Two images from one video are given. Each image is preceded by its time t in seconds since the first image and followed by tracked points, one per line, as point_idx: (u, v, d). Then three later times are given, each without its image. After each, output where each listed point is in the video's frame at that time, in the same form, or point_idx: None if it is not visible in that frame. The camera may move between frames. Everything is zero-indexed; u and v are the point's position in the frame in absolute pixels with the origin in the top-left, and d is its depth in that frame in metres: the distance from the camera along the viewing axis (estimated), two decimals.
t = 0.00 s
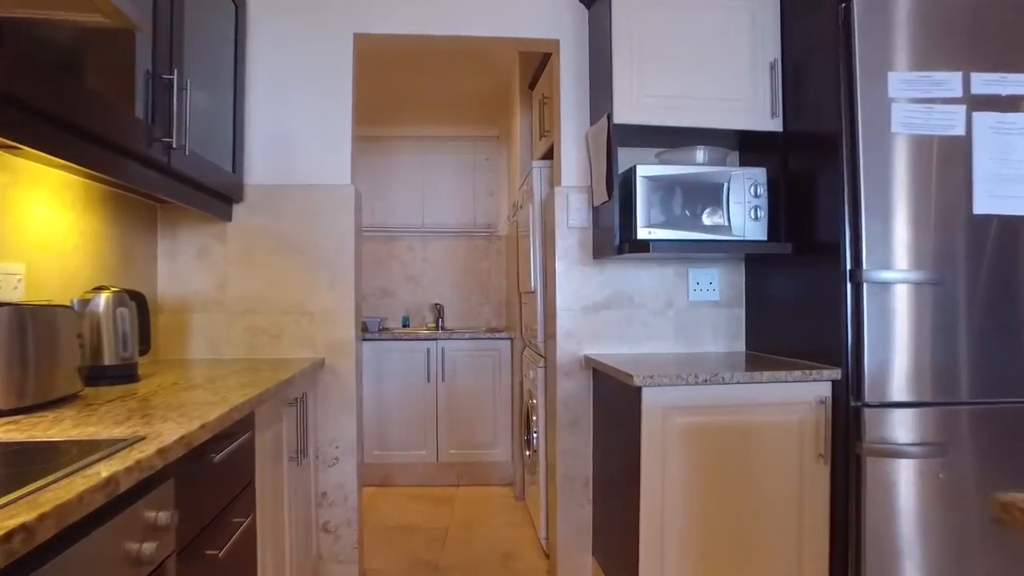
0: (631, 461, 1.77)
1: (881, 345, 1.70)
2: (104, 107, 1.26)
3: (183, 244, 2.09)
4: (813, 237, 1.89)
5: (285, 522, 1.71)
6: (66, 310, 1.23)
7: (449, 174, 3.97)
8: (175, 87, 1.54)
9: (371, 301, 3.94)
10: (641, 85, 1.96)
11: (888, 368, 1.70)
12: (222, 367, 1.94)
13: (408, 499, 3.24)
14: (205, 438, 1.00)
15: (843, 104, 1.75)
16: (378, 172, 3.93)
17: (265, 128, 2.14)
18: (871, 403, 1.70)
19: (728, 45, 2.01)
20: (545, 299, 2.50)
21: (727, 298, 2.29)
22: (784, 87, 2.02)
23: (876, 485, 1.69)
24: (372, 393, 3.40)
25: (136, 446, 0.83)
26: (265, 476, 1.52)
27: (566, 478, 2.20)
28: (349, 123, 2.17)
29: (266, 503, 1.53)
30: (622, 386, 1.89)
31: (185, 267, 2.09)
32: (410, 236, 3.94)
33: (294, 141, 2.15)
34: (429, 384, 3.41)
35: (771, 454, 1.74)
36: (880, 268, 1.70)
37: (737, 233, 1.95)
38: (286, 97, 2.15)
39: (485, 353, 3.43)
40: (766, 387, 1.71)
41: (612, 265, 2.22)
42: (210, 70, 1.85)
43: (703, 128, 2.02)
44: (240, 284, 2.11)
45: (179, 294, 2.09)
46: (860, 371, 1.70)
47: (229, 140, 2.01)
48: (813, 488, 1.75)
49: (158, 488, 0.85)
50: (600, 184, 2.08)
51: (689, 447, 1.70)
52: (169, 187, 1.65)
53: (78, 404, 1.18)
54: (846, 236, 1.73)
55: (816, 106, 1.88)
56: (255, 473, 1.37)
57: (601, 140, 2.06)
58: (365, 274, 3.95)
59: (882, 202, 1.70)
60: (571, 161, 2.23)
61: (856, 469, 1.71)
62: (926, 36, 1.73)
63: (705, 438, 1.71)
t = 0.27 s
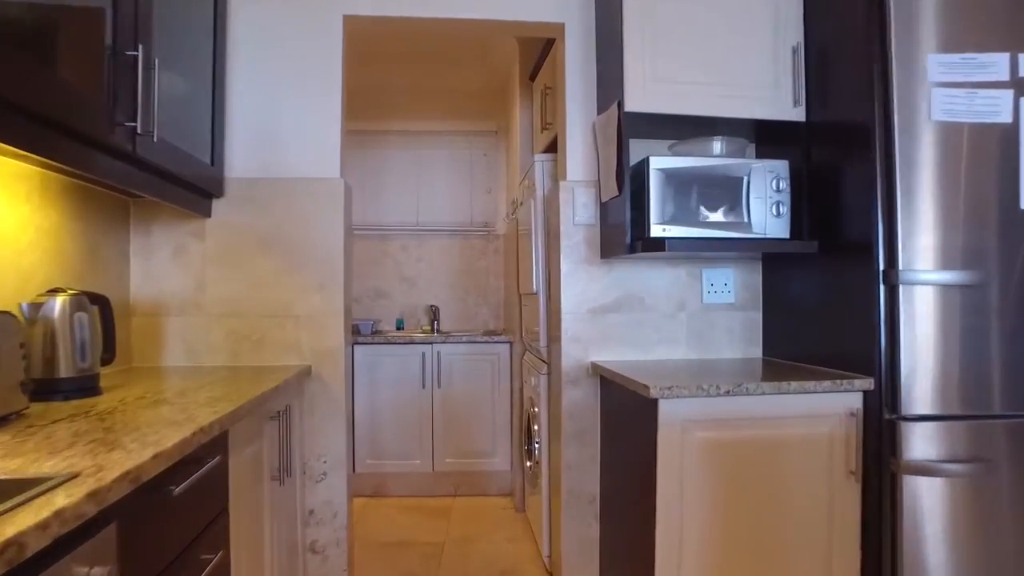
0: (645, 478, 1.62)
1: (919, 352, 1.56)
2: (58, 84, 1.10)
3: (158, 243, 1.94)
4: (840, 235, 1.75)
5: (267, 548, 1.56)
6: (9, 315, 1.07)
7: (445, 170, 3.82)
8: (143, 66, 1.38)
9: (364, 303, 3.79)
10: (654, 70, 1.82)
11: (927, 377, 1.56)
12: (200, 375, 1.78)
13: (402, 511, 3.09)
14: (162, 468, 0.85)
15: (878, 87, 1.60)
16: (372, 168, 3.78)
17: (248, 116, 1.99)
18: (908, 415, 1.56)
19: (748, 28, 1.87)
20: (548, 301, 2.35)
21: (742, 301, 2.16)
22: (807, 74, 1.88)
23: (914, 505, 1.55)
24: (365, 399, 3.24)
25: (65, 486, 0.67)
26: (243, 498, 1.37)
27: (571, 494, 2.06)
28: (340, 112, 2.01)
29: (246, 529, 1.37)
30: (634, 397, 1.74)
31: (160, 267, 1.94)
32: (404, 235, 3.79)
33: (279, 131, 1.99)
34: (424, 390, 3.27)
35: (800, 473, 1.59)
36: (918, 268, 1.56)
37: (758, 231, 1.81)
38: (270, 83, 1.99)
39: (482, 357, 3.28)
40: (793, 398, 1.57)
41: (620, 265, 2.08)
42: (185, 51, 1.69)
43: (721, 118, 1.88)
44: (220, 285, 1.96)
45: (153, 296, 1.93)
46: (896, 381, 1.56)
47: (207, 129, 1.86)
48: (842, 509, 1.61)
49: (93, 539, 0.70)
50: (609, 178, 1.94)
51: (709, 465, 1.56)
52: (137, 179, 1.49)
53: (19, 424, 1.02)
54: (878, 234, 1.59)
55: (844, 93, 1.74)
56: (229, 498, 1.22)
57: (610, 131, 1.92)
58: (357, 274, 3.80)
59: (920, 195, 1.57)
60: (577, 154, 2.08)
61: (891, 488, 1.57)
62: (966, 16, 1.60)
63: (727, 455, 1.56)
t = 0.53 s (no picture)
0: (660, 497, 1.48)
1: (961, 359, 1.42)
2: None
3: (127, 239, 1.78)
4: (870, 231, 1.61)
5: None
6: None
7: (440, 165, 3.66)
8: (101, 38, 1.23)
9: (355, 303, 3.64)
10: (668, 52, 1.68)
11: (970, 386, 1.42)
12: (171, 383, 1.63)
13: (395, 522, 2.94)
14: (95, 507, 0.69)
15: (916, 64, 1.46)
16: (363, 162, 3.62)
17: (227, 102, 1.83)
18: (950, 428, 1.42)
19: (769, 8, 1.73)
20: (550, 302, 2.21)
21: (759, 303, 2.01)
22: (832, 57, 1.74)
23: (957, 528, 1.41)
24: (355, 405, 3.09)
25: None
26: (214, 523, 1.21)
27: (576, 510, 1.91)
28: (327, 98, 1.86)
29: (216, 559, 1.22)
30: (646, 406, 1.60)
31: (130, 265, 1.78)
32: (398, 232, 3.64)
33: (261, 119, 1.84)
34: (418, 395, 3.12)
35: (831, 492, 1.44)
36: (959, 267, 1.42)
37: (780, 227, 1.66)
38: (252, 67, 1.84)
39: (479, 361, 3.13)
40: (823, 410, 1.43)
41: (628, 264, 1.94)
42: (155, 28, 1.54)
43: (739, 104, 1.74)
44: (195, 285, 1.80)
45: (122, 297, 1.78)
46: (936, 391, 1.42)
47: (182, 114, 1.71)
48: (876, 532, 1.46)
49: None
50: (617, 170, 1.79)
51: (732, 484, 1.41)
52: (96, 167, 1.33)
53: None
54: (916, 230, 1.45)
55: (875, 75, 1.60)
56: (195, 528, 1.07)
57: (619, 119, 1.77)
58: (348, 274, 3.64)
59: (963, 186, 1.43)
60: (583, 144, 1.93)
61: (932, 509, 1.42)
62: None
63: (751, 473, 1.42)
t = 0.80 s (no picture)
0: (676, 514, 1.34)
1: (1010, 361, 1.28)
2: None
3: (91, 230, 1.62)
4: (904, 222, 1.47)
5: None
6: None
7: (433, 158, 3.51)
8: None
9: (345, 302, 3.49)
10: (682, 27, 1.54)
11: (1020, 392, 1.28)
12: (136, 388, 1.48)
13: (386, 532, 2.79)
14: None
15: (959, 29, 1.31)
16: (353, 154, 3.47)
17: (201, 82, 1.68)
18: (998, 439, 1.27)
19: None
20: (551, 300, 2.07)
21: (775, 300, 1.88)
22: (859, 33, 1.61)
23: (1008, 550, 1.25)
24: (344, 409, 2.95)
25: None
26: (175, 550, 1.06)
27: (580, 524, 1.77)
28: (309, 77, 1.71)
29: None
30: (658, 413, 1.46)
31: (93, 258, 1.63)
32: (389, 228, 3.50)
33: (238, 100, 1.69)
34: (410, 399, 2.97)
35: (864, 508, 1.31)
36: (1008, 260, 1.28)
37: (804, 217, 1.53)
38: (228, 43, 1.69)
39: (474, 362, 2.98)
40: (857, 417, 1.29)
41: (636, 258, 1.80)
42: None
43: (758, 85, 1.61)
44: (166, 281, 1.65)
45: (86, 294, 1.62)
46: (983, 397, 1.28)
47: (149, 91, 1.55)
48: (914, 552, 1.33)
49: None
50: (626, 157, 1.66)
51: (757, 500, 1.27)
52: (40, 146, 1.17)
53: None
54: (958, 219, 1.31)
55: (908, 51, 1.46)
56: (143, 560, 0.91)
57: (627, 101, 1.64)
58: (338, 271, 3.50)
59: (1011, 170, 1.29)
60: (587, 129, 1.80)
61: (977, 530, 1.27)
62: None
63: (778, 488, 1.28)
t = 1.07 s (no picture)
0: (699, 540, 1.19)
1: None
2: None
3: (47, 222, 1.47)
4: (948, 213, 1.33)
5: None
6: None
7: (428, 151, 3.36)
8: None
9: (336, 303, 3.34)
10: None
11: None
12: (94, 398, 1.32)
13: (377, 546, 2.64)
14: None
15: None
16: (345, 147, 3.32)
17: (171, 59, 1.53)
18: None
19: None
20: (554, 300, 1.92)
21: (797, 300, 1.75)
22: (895, 5, 1.46)
23: None
24: (335, 414, 2.80)
25: None
26: None
27: (586, 545, 1.63)
28: (290, 54, 1.56)
29: None
30: (676, 426, 1.32)
31: (50, 253, 1.47)
32: (383, 225, 3.35)
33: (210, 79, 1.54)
34: (403, 404, 2.82)
35: (910, 535, 1.16)
36: None
37: (835, 208, 1.38)
38: (201, 17, 1.54)
39: (471, 366, 2.84)
40: (903, 432, 1.15)
41: (648, 255, 1.66)
42: None
43: (784, 63, 1.46)
44: (130, 279, 1.49)
45: (41, 293, 1.47)
46: None
47: (112, 67, 1.40)
48: None
49: None
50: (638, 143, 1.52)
51: (790, 527, 1.12)
52: None
53: None
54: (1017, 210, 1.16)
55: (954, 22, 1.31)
56: None
57: (640, 81, 1.49)
58: (328, 270, 3.34)
59: None
60: (595, 114, 1.65)
61: None
62: None
63: (815, 513, 1.13)
